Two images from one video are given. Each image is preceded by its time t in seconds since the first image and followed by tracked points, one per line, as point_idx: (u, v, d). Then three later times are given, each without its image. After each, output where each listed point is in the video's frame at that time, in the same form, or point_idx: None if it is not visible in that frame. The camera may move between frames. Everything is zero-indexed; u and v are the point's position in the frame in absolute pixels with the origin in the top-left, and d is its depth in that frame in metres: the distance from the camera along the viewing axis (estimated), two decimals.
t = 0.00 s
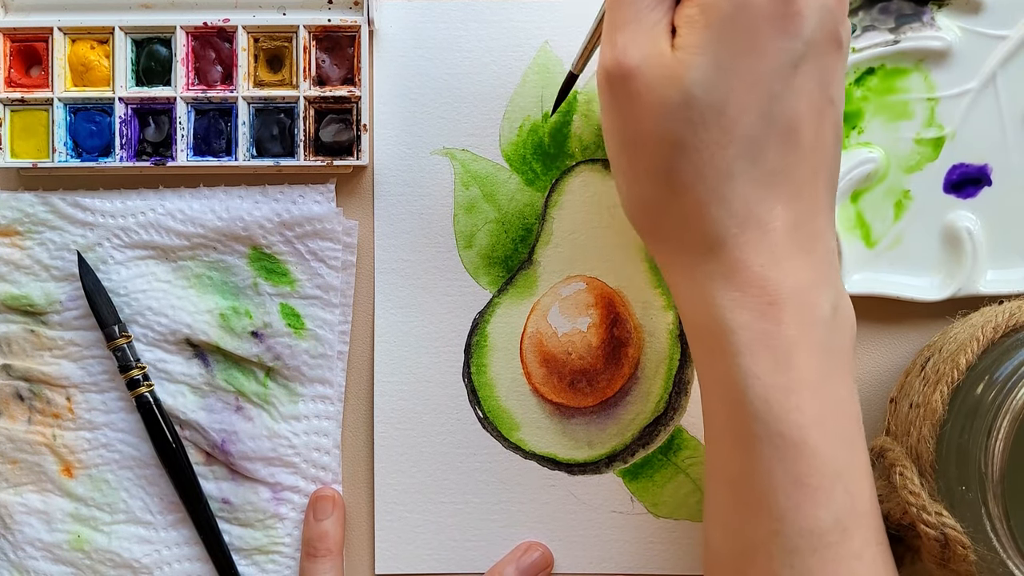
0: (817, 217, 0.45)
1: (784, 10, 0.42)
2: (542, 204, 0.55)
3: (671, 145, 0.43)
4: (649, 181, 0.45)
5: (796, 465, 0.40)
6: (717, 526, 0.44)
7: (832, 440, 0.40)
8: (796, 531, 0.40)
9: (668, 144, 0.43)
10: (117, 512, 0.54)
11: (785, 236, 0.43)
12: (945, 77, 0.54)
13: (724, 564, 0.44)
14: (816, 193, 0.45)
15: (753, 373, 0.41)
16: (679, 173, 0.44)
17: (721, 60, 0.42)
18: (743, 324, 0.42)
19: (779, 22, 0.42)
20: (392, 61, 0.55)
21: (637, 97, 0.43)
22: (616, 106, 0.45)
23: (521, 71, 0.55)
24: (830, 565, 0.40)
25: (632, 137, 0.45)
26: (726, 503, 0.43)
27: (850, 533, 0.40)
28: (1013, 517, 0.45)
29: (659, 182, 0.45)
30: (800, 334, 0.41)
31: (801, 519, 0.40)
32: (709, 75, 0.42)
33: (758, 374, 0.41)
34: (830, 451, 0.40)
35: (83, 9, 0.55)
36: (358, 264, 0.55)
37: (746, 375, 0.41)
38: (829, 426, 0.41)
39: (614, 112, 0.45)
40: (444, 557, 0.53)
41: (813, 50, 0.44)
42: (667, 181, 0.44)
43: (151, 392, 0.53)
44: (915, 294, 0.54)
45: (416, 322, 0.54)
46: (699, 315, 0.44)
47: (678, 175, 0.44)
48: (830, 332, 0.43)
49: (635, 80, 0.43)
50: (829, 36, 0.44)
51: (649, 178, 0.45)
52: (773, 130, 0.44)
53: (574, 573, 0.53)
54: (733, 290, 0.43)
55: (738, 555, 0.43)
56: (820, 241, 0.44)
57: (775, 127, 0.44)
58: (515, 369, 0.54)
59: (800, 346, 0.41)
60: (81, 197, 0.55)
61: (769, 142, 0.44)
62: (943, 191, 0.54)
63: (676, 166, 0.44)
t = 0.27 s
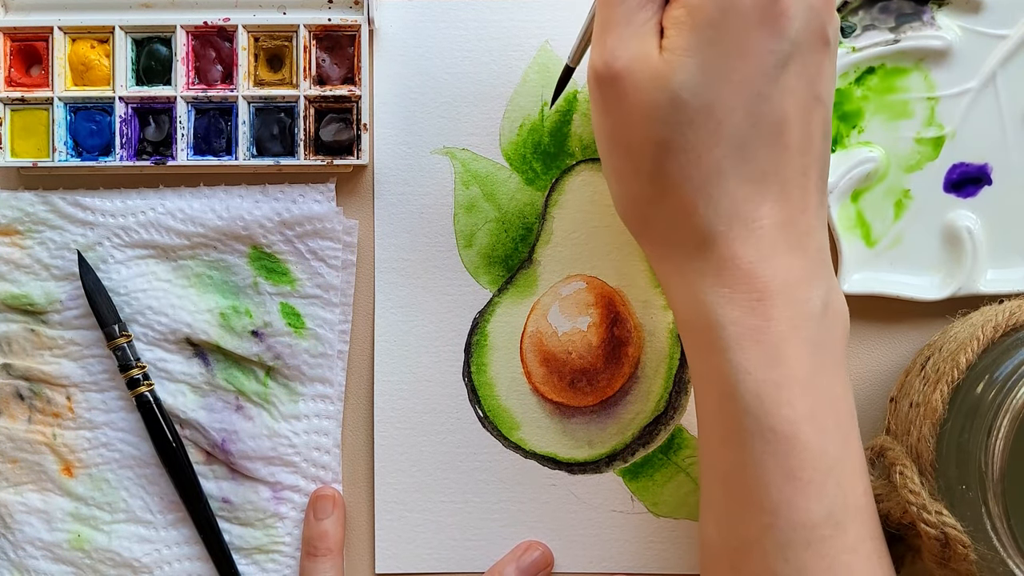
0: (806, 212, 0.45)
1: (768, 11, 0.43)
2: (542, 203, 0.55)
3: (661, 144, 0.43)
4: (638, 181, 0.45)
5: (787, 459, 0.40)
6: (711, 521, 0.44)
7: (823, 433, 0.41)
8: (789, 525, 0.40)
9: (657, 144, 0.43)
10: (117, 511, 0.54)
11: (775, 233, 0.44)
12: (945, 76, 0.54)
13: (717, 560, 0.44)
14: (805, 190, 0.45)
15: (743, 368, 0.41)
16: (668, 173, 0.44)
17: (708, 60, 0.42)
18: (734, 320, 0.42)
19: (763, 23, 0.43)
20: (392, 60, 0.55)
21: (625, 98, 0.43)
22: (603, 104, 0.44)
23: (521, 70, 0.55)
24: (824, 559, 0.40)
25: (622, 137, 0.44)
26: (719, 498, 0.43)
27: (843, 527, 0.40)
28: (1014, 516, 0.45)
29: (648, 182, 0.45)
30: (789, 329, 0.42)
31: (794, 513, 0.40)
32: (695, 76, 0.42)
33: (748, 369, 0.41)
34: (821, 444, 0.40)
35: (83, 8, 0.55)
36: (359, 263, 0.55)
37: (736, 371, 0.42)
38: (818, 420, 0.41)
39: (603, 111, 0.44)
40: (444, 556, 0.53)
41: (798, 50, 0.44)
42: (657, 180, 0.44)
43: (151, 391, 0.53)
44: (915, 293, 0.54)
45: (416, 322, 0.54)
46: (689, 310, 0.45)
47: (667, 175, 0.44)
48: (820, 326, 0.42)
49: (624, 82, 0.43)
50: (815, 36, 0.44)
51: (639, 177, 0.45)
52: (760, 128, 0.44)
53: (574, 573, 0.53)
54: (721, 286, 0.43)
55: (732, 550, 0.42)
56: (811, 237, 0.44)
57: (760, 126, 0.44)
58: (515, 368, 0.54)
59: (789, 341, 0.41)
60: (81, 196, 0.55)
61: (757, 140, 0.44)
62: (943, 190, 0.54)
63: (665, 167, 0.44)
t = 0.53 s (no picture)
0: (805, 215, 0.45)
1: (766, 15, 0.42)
2: (542, 203, 0.55)
3: (659, 148, 0.43)
4: (637, 183, 0.45)
5: (786, 460, 0.40)
6: (709, 520, 0.44)
7: (823, 434, 0.40)
8: (787, 525, 0.40)
9: (655, 148, 0.43)
10: (117, 511, 0.54)
11: (774, 235, 0.44)
12: (945, 76, 0.54)
13: (716, 559, 0.44)
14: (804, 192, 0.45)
15: (743, 368, 0.41)
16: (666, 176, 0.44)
17: (706, 66, 0.42)
18: (733, 321, 0.42)
19: (762, 28, 0.42)
20: (392, 60, 0.55)
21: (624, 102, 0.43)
22: (602, 107, 0.44)
23: (521, 70, 0.55)
24: (823, 560, 0.40)
25: (620, 141, 0.45)
26: (717, 497, 0.43)
27: (841, 526, 0.41)
28: (1014, 516, 0.45)
29: (647, 184, 0.45)
30: (789, 330, 0.42)
31: (792, 512, 0.40)
32: (693, 81, 0.42)
33: (748, 369, 0.41)
34: (820, 445, 0.40)
35: (83, 8, 0.55)
36: (358, 263, 0.55)
37: (735, 371, 0.42)
38: (818, 421, 0.41)
39: (601, 114, 0.45)
40: (444, 556, 0.53)
41: (796, 53, 0.43)
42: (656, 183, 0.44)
43: (151, 391, 0.53)
44: (915, 293, 0.54)
45: (416, 322, 0.54)
46: (688, 309, 0.44)
47: (666, 178, 0.44)
48: (818, 326, 0.43)
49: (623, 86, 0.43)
50: (815, 39, 0.44)
51: (638, 180, 0.45)
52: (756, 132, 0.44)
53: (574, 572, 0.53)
54: (720, 288, 0.43)
55: (730, 549, 0.43)
56: (809, 238, 0.44)
57: (758, 130, 0.44)
58: (515, 368, 0.54)
59: (788, 341, 0.41)
60: (81, 196, 0.55)
61: (756, 144, 0.44)
62: (943, 190, 0.54)
63: (662, 170, 0.44)
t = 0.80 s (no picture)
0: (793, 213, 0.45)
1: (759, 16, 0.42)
2: (542, 203, 0.55)
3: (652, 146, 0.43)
4: (630, 182, 0.45)
5: (775, 453, 0.40)
6: (700, 514, 0.44)
7: (811, 428, 0.41)
8: (777, 518, 0.40)
9: (650, 147, 0.43)
10: (117, 511, 0.54)
11: (764, 232, 0.44)
12: (945, 76, 0.54)
13: (706, 552, 0.44)
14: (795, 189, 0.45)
15: (732, 362, 0.42)
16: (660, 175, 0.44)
17: (700, 65, 0.42)
18: (724, 317, 0.42)
19: (755, 29, 0.43)
20: (392, 60, 0.55)
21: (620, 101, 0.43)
22: (598, 105, 0.44)
23: (521, 70, 0.55)
24: (813, 552, 0.40)
25: (615, 139, 0.44)
26: (707, 490, 0.43)
27: (832, 519, 0.41)
28: (1014, 516, 0.45)
29: (639, 183, 0.45)
30: (776, 325, 0.42)
31: (782, 505, 0.40)
32: (688, 81, 0.42)
33: (737, 363, 0.41)
34: (809, 439, 0.41)
35: (83, 8, 0.55)
36: (358, 262, 0.55)
37: (725, 364, 0.42)
38: (807, 414, 0.41)
39: (598, 111, 0.45)
40: (444, 556, 0.53)
41: (790, 56, 0.44)
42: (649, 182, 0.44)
43: (151, 391, 0.53)
44: (915, 293, 0.54)
45: (416, 322, 0.54)
46: (679, 304, 0.45)
47: (659, 177, 0.44)
48: (808, 321, 0.43)
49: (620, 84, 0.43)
50: (807, 41, 0.44)
51: (631, 178, 0.45)
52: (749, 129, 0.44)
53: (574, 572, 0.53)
54: (709, 283, 0.43)
55: (721, 542, 0.42)
56: (800, 235, 0.45)
57: (751, 128, 0.44)
58: (515, 368, 0.54)
59: (778, 337, 0.42)
60: (81, 196, 0.55)
61: (746, 143, 0.44)
62: (943, 190, 0.54)
63: (655, 168, 0.44)
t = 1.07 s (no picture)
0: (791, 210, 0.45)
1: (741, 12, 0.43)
2: (542, 203, 0.55)
3: (642, 147, 0.44)
4: (623, 183, 0.45)
5: (775, 453, 0.40)
6: (701, 513, 0.44)
7: (809, 427, 0.41)
8: (777, 517, 0.40)
9: (639, 147, 0.44)
10: (117, 512, 0.54)
11: (760, 230, 0.44)
12: (945, 77, 0.54)
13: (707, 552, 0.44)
14: (789, 186, 0.45)
15: (731, 361, 0.41)
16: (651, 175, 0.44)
17: (686, 64, 0.42)
18: (720, 316, 0.42)
19: (738, 27, 0.43)
20: (392, 60, 0.55)
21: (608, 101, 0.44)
22: (586, 108, 0.45)
23: (521, 71, 0.55)
24: (814, 551, 0.40)
25: (604, 141, 0.45)
26: (708, 490, 0.43)
27: (839, 524, 0.41)
28: (1013, 517, 0.45)
29: (631, 184, 0.45)
30: (773, 323, 0.42)
31: (783, 505, 0.40)
32: (674, 80, 0.42)
33: (736, 363, 0.41)
34: (808, 438, 0.41)
35: (83, 9, 0.55)
36: (359, 263, 0.55)
37: (724, 364, 0.42)
38: (806, 414, 0.41)
39: (587, 113, 0.45)
40: (444, 556, 0.53)
41: (776, 50, 0.44)
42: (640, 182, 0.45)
43: (151, 392, 0.53)
44: (915, 294, 0.54)
45: (417, 322, 0.54)
46: (677, 304, 0.44)
47: (651, 177, 0.44)
48: (805, 320, 0.43)
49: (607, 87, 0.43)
50: (792, 38, 0.44)
51: (624, 180, 0.45)
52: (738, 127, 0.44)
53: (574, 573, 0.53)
54: (707, 284, 0.43)
55: (721, 542, 0.42)
56: (794, 232, 0.44)
57: (740, 126, 0.44)
58: (515, 369, 0.54)
59: (775, 336, 0.42)
60: (81, 197, 0.55)
61: (737, 140, 0.44)
62: (943, 191, 0.54)
63: (645, 169, 0.44)
